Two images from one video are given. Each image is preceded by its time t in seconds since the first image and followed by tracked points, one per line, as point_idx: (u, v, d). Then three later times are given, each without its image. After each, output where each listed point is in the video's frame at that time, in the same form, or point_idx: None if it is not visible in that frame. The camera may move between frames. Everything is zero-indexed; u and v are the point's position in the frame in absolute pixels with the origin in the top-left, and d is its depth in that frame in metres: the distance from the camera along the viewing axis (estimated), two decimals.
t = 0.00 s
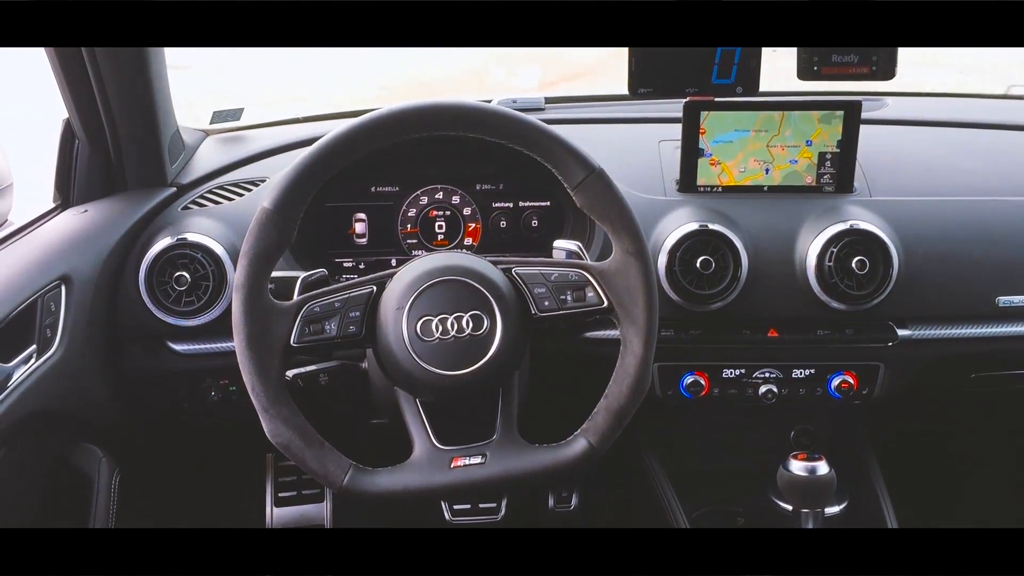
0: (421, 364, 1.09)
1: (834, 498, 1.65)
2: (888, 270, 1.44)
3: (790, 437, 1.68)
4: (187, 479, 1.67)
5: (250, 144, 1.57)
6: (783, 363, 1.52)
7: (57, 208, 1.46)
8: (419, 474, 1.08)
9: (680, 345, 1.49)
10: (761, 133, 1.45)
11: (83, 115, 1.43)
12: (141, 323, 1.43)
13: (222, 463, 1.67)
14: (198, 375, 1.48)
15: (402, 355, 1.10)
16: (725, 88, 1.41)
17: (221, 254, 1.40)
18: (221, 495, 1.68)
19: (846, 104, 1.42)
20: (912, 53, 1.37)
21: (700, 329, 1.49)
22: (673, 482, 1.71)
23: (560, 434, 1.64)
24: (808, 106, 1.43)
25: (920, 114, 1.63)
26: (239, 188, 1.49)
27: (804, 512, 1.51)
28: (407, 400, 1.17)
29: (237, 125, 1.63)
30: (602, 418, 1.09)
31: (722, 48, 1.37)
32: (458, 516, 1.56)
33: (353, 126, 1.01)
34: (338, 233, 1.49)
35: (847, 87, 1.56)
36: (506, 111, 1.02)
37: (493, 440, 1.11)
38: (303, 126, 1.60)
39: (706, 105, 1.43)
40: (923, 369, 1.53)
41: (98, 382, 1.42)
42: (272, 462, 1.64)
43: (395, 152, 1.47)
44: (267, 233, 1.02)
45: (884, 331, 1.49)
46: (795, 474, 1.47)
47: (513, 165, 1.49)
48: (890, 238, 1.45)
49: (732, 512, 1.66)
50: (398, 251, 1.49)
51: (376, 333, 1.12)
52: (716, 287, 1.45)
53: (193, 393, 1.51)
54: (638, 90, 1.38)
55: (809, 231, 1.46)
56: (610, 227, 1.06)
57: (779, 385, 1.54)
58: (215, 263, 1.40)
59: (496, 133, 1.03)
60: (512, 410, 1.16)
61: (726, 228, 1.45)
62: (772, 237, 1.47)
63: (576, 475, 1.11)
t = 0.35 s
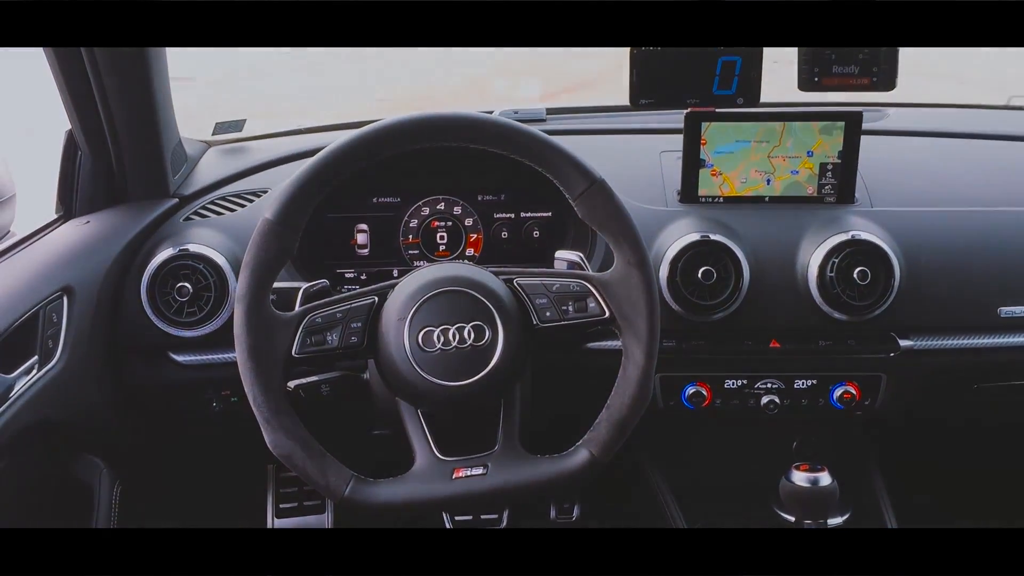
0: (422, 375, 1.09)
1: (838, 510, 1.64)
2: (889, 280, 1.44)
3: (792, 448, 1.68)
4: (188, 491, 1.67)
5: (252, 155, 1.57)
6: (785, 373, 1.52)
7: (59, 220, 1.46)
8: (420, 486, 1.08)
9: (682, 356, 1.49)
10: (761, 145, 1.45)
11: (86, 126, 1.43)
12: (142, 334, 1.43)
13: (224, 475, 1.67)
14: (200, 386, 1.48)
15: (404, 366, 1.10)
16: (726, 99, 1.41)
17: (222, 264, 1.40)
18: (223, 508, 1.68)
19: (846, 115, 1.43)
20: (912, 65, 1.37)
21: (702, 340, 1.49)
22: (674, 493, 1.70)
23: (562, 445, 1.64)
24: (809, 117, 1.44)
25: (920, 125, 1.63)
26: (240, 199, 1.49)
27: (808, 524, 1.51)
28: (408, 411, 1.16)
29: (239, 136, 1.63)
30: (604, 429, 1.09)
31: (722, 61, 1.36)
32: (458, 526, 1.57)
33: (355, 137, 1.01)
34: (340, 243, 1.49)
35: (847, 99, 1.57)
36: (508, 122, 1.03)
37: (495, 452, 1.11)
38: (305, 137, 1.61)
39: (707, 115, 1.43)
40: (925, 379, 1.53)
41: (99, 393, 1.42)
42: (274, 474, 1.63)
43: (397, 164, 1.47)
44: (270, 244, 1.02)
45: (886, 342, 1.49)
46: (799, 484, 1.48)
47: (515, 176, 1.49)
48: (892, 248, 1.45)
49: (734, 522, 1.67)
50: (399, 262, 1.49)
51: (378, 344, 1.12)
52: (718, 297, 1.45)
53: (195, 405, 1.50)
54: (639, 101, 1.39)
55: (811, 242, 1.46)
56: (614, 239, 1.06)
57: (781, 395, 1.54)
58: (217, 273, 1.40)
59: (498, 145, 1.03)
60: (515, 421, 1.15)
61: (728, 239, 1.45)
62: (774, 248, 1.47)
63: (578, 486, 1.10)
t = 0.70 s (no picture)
0: (424, 388, 1.09)
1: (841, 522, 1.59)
2: (891, 293, 1.44)
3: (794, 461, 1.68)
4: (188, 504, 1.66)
5: (253, 168, 1.58)
6: (786, 386, 1.52)
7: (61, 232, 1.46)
8: (421, 499, 1.07)
9: (683, 368, 1.48)
10: (762, 158, 1.45)
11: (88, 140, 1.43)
12: (143, 346, 1.43)
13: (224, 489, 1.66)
14: (201, 398, 1.47)
15: (405, 379, 1.10)
16: (728, 112, 1.41)
17: (224, 276, 1.41)
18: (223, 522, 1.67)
19: (847, 128, 1.43)
20: (913, 77, 1.37)
21: (704, 352, 1.48)
22: (676, 506, 1.70)
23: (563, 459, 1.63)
24: (809, 130, 1.44)
25: (920, 138, 1.64)
26: (243, 213, 1.50)
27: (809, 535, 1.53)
28: (409, 423, 1.15)
29: (242, 149, 1.63)
30: (606, 442, 1.09)
31: (723, 75, 1.37)
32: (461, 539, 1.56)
33: (356, 149, 1.01)
34: (342, 256, 1.49)
35: (848, 112, 1.57)
36: (509, 135, 1.03)
37: (496, 465, 1.11)
38: (307, 151, 1.61)
39: (708, 128, 1.43)
40: (927, 392, 1.53)
41: (100, 406, 1.42)
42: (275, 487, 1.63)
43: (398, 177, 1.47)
44: (272, 257, 1.02)
45: (887, 355, 1.49)
46: (800, 497, 1.50)
47: (517, 188, 1.49)
48: (892, 261, 1.45)
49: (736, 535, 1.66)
50: (401, 275, 1.49)
51: (380, 357, 1.12)
52: (719, 310, 1.45)
53: (195, 417, 1.50)
54: (641, 114, 1.39)
55: (812, 254, 1.46)
56: (615, 252, 1.06)
57: (783, 408, 1.53)
58: (218, 288, 1.41)
59: (500, 157, 1.03)
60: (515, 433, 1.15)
61: (729, 252, 1.45)
62: (775, 260, 1.47)
63: (580, 499, 1.10)
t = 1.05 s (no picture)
0: (426, 402, 1.09)
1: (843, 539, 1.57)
2: (892, 306, 1.44)
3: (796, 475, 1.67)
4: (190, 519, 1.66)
5: (256, 182, 1.58)
6: (789, 399, 1.52)
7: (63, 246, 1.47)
8: (424, 514, 1.08)
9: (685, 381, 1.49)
10: (763, 171, 1.45)
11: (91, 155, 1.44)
12: (145, 360, 1.43)
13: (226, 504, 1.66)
14: (202, 413, 1.47)
15: (407, 393, 1.10)
16: (729, 125, 1.41)
17: (226, 291, 1.41)
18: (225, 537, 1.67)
19: (847, 141, 1.44)
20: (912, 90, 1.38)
21: (705, 366, 1.48)
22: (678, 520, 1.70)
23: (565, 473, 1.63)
24: (809, 144, 1.45)
25: (920, 151, 1.64)
26: (245, 226, 1.50)
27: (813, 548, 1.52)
28: (411, 438, 1.15)
29: (244, 163, 1.64)
30: (608, 455, 1.09)
31: (724, 89, 1.38)
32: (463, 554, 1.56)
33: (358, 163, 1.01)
34: (344, 270, 1.49)
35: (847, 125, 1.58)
36: (511, 148, 1.03)
37: (498, 479, 1.10)
38: (309, 164, 1.62)
39: (710, 142, 1.44)
40: (929, 405, 1.53)
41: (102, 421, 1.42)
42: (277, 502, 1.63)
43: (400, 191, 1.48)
44: (274, 269, 1.02)
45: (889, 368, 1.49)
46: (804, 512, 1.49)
47: (519, 202, 1.50)
48: (894, 273, 1.45)
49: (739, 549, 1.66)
50: (403, 288, 1.49)
51: (382, 370, 1.12)
52: (721, 323, 1.44)
53: (197, 431, 1.50)
54: (642, 127, 1.39)
55: (814, 266, 1.46)
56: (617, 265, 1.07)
57: (786, 421, 1.53)
58: (220, 303, 1.41)
59: (501, 171, 1.04)
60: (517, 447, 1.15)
61: (730, 265, 1.45)
62: (777, 273, 1.47)
63: (582, 514, 1.10)
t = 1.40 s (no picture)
0: (427, 412, 1.08)
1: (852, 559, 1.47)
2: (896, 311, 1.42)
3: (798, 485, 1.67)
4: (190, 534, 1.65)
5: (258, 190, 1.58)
6: (790, 408, 1.52)
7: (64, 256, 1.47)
8: (426, 523, 1.09)
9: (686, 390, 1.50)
10: (766, 180, 1.46)
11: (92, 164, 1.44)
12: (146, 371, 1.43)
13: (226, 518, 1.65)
14: (204, 423, 1.47)
15: (407, 404, 1.09)
16: (729, 135, 1.43)
17: (228, 299, 1.38)
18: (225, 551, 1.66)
19: (847, 150, 1.44)
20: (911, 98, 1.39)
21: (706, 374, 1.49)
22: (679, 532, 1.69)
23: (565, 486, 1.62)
24: (810, 154, 1.45)
25: (918, 161, 1.65)
26: (241, 237, 1.47)
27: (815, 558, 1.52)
28: (414, 453, 1.13)
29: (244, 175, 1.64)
30: (610, 465, 1.10)
31: (724, 99, 1.40)
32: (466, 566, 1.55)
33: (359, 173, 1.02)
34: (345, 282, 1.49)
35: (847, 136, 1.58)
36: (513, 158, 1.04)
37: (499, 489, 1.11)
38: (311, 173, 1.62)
39: (710, 150, 1.43)
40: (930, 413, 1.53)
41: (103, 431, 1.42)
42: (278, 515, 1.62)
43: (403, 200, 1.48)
44: (276, 282, 1.02)
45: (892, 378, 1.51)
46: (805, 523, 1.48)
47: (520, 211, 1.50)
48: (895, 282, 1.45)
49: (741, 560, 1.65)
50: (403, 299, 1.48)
51: (383, 382, 1.12)
52: (725, 330, 1.42)
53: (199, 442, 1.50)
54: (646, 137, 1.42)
55: (816, 274, 1.46)
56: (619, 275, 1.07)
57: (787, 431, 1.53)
58: (221, 311, 1.38)
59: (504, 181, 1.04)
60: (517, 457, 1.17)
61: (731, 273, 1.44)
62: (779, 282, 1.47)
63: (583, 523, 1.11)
